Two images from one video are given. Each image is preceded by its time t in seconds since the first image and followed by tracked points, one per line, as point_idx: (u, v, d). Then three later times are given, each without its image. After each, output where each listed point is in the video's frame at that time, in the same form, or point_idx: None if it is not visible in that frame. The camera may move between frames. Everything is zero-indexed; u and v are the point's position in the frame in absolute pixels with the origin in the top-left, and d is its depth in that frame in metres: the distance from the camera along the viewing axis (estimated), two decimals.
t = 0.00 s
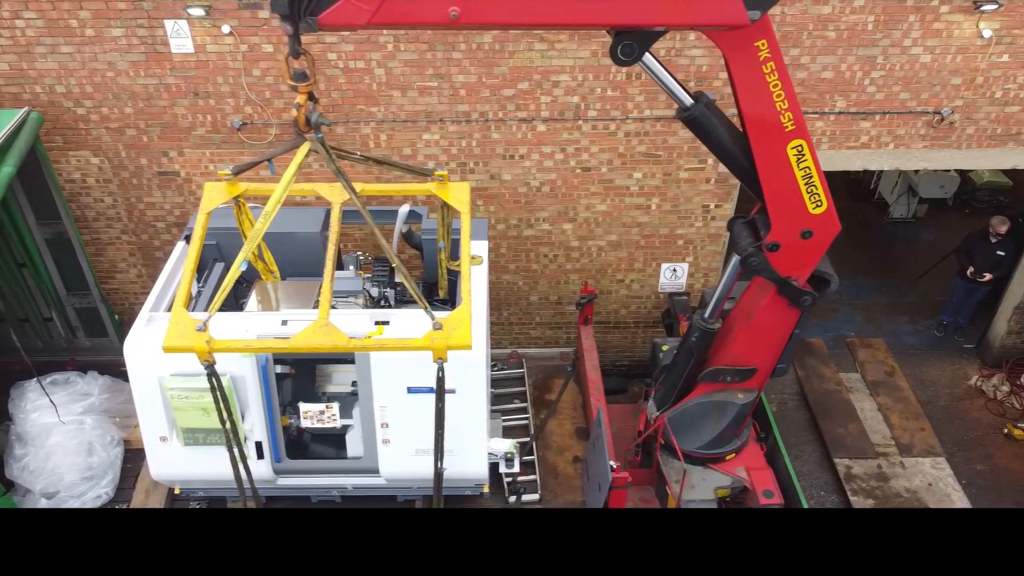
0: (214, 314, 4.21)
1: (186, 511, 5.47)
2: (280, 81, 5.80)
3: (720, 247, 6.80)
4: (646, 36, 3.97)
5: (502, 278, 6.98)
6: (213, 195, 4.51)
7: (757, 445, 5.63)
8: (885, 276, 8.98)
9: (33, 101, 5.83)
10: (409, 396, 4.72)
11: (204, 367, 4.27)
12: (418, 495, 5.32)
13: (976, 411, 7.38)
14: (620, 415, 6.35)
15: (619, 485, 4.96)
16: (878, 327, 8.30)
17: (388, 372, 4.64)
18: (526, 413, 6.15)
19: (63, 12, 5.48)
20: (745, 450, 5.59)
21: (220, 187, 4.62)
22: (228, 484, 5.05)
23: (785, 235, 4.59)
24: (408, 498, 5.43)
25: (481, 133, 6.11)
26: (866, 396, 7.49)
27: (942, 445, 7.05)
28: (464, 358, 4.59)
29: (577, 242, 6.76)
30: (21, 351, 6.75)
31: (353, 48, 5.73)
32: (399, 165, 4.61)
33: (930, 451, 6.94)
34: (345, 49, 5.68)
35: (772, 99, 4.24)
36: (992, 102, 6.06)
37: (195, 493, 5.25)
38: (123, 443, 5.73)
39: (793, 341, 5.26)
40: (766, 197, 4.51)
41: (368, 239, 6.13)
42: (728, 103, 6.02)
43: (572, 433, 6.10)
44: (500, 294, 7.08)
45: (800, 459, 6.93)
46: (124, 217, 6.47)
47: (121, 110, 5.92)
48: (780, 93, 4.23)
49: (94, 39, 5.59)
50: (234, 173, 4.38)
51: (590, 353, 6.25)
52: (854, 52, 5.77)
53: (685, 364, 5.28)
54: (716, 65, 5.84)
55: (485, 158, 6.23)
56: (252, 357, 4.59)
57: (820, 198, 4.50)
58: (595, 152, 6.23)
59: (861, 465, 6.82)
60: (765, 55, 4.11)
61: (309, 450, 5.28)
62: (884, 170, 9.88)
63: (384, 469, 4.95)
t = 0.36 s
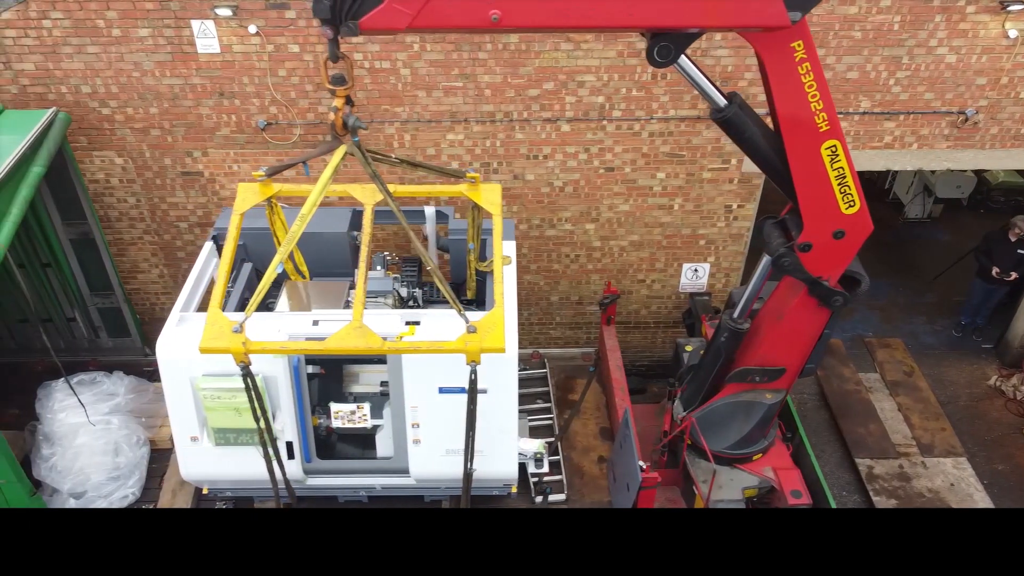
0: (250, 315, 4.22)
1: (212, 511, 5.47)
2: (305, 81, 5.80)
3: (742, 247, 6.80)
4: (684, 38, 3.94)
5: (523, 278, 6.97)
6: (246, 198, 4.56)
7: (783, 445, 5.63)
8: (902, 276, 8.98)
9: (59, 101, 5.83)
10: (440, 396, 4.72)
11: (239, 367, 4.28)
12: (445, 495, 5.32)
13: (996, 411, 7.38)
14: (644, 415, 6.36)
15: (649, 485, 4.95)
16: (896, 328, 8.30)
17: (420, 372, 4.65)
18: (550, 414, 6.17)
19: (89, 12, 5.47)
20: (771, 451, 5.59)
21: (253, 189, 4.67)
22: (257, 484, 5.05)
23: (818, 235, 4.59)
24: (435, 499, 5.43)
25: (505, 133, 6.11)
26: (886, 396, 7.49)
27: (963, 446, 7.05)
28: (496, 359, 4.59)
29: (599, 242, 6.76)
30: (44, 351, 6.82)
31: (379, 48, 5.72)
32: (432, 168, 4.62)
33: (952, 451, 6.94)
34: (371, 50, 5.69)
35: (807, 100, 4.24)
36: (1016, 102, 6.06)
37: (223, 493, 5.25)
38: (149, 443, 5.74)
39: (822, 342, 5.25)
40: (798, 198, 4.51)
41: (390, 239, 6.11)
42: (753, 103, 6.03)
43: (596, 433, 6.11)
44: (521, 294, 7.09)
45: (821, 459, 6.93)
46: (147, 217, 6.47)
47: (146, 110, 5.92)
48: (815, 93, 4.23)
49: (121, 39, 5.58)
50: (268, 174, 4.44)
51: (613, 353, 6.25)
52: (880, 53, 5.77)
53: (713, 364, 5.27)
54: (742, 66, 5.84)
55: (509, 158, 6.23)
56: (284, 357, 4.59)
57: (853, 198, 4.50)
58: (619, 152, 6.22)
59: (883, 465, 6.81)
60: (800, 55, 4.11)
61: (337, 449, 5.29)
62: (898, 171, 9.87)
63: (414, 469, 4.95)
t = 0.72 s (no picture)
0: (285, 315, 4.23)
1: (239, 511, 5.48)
2: (331, 81, 5.80)
3: (763, 247, 6.81)
4: (720, 39, 3.95)
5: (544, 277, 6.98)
6: (279, 198, 4.58)
7: (809, 445, 5.64)
8: (919, 276, 8.98)
9: (85, 101, 5.84)
10: (471, 396, 4.73)
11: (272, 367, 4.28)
12: (472, 495, 5.32)
13: (1016, 411, 7.39)
14: (667, 414, 6.38)
15: (678, 485, 4.93)
16: (914, 327, 8.31)
17: (452, 372, 4.65)
18: (573, 413, 6.18)
19: (117, 12, 5.47)
20: (798, 450, 5.60)
21: (285, 188, 4.68)
22: (286, 483, 5.06)
23: (850, 234, 4.59)
24: (462, 498, 5.44)
25: (529, 133, 6.11)
26: (905, 396, 7.49)
27: (984, 445, 7.05)
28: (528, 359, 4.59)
29: (621, 242, 6.76)
30: (66, 351, 6.87)
31: (405, 48, 5.73)
32: (464, 170, 4.63)
33: (973, 451, 6.94)
34: (398, 49, 5.69)
35: (842, 100, 4.25)
36: None
37: (251, 493, 5.25)
38: (175, 443, 5.75)
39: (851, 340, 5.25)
40: (831, 197, 4.52)
41: (412, 238, 6.10)
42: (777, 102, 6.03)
43: (620, 433, 6.13)
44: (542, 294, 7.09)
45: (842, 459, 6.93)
46: (170, 217, 6.48)
47: (171, 110, 5.92)
48: (849, 92, 4.23)
49: (148, 39, 5.58)
50: (301, 175, 4.45)
51: (637, 353, 6.25)
52: (905, 53, 5.77)
53: (741, 364, 5.25)
54: (767, 66, 5.84)
55: (532, 158, 6.24)
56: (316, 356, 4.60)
57: (885, 197, 4.51)
58: (642, 152, 6.23)
59: (904, 465, 6.81)
60: (835, 56, 4.11)
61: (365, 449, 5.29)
62: (910, 172, 9.83)
63: (444, 469, 4.96)
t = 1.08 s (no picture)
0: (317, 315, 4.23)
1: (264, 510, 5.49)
2: (356, 81, 5.80)
3: (784, 246, 6.82)
4: (754, 40, 3.96)
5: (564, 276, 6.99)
6: (309, 198, 4.59)
7: (834, 444, 5.65)
8: (934, 275, 8.99)
9: (109, 100, 5.84)
10: (501, 395, 4.73)
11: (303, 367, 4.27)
12: (498, 494, 5.34)
13: None
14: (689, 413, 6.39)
15: (705, 483, 4.92)
16: (930, 327, 8.32)
17: (483, 371, 4.66)
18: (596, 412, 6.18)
19: (143, 12, 5.47)
20: (823, 449, 5.61)
21: (316, 189, 4.69)
22: (314, 482, 5.07)
23: (880, 233, 4.60)
24: (488, 497, 5.46)
25: (553, 132, 6.11)
26: (923, 395, 7.48)
27: (1003, 444, 7.05)
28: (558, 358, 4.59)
29: (642, 241, 6.77)
30: (88, 350, 6.87)
31: (429, 47, 5.75)
32: (494, 172, 4.63)
33: (992, 450, 6.94)
34: (422, 48, 5.70)
35: (874, 99, 4.25)
36: None
37: (278, 492, 5.26)
38: (199, 443, 5.75)
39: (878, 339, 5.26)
40: (861, 197, 4.52)
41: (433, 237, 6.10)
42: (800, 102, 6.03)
43: (643, 432, 6.14)
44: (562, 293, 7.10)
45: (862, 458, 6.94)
46: (192, 216, 6.49)
47: (195, 110, 5.92)
48: (881, 92, 4.24)
49: (173, 38, 5.58)
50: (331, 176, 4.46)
51: (659, 352, 6.26)
52: (929, 52, 5.78)
53: (767, 363, 5.26)
54: (791, 65, 5.84)
55: (555, 157, 6.25)
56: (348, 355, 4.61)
57: (916, 196, 4.51)
58: (665, 151, 6.24)
59: (924, 464, 6.82)
60: (868, 55, 4.11)
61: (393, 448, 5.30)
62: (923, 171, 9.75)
63: (472, 468, 4.97)
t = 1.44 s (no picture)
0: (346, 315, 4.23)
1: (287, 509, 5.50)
2: (378, 80, 5.81)
3: (802, 245, 6.83)
4: (784, 40, 3.97)
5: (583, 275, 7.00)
6: (336, 199, 4.59)
7: (856, 443, 5.66)
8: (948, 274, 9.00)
9: (132, 100, 5.86)
10: (528, 393, 4.74)
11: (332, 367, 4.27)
12: (520, 493, 5.38)
13: None
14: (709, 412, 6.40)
15: (730, 482, 4.91)
16: (945, 326, 8.33)
17: (510, 369, 4.67)
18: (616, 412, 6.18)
19: (166, 11, 5.48)
20: (845, 448, 5.63)
21: (342, 190, 4.68)
22: (339, 481, 5.08)
23: (907, 232, 4.61)
24: (510, 497, 5.50)
25: (573, 131, 6.12)
26: (940, 393, 7.49)
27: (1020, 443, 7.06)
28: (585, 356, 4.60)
29: (661, 240, 6.78)
30: (107, 349, 6.89)
31: (451, 47, 5.77)
32: (520, 176, 4.61)
33: (1010, 449, 6.94)
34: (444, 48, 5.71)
35: (903, 99, 4.26)
36: None
37: (302, 490, 5.27)
38: (223, 441, 5.78)
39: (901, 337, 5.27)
40: (888, 196, 4.53)
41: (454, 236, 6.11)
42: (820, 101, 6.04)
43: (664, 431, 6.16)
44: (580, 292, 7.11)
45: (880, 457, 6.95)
46: (212, 215, 6.50)
47: (217, 109, 5.93)
48: (910, 91, 4.25)
49: (196, 38, 5.59)
50: (359, 177, 4.45)
51: (679, 351, 6.27)
52: (950, 52, 5.79)
53: (791, 361, 5.28)
54: (812, 64, 5.85)
55: (575, 156, 6.26)
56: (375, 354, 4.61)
57: (943, 195, 4.52)
58: (684, 151, 6.25)
59: (942, 463, 6.83)
60: (898, 56, 4.12)
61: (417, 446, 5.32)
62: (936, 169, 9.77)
63: (498, 466, 4.98)
